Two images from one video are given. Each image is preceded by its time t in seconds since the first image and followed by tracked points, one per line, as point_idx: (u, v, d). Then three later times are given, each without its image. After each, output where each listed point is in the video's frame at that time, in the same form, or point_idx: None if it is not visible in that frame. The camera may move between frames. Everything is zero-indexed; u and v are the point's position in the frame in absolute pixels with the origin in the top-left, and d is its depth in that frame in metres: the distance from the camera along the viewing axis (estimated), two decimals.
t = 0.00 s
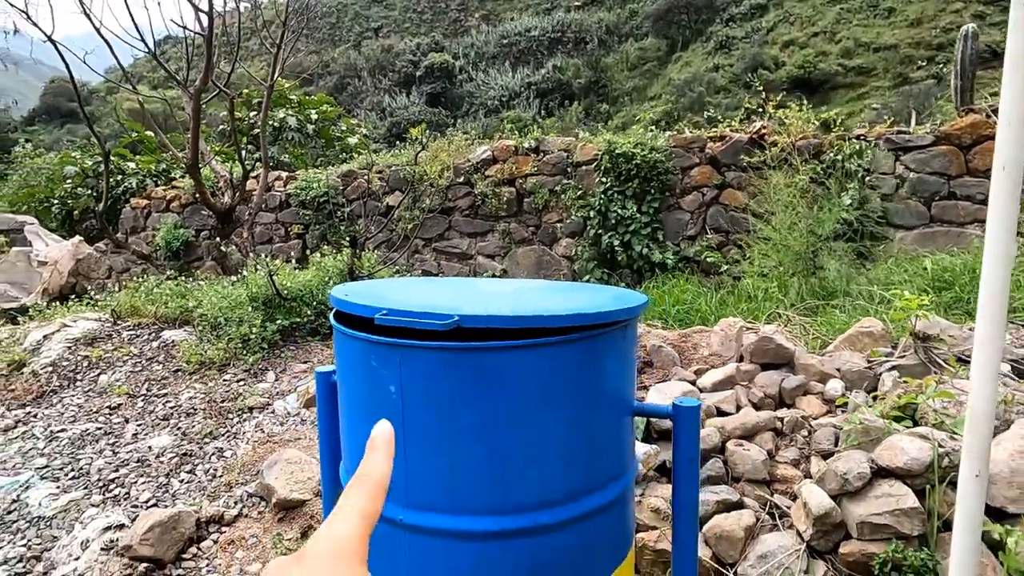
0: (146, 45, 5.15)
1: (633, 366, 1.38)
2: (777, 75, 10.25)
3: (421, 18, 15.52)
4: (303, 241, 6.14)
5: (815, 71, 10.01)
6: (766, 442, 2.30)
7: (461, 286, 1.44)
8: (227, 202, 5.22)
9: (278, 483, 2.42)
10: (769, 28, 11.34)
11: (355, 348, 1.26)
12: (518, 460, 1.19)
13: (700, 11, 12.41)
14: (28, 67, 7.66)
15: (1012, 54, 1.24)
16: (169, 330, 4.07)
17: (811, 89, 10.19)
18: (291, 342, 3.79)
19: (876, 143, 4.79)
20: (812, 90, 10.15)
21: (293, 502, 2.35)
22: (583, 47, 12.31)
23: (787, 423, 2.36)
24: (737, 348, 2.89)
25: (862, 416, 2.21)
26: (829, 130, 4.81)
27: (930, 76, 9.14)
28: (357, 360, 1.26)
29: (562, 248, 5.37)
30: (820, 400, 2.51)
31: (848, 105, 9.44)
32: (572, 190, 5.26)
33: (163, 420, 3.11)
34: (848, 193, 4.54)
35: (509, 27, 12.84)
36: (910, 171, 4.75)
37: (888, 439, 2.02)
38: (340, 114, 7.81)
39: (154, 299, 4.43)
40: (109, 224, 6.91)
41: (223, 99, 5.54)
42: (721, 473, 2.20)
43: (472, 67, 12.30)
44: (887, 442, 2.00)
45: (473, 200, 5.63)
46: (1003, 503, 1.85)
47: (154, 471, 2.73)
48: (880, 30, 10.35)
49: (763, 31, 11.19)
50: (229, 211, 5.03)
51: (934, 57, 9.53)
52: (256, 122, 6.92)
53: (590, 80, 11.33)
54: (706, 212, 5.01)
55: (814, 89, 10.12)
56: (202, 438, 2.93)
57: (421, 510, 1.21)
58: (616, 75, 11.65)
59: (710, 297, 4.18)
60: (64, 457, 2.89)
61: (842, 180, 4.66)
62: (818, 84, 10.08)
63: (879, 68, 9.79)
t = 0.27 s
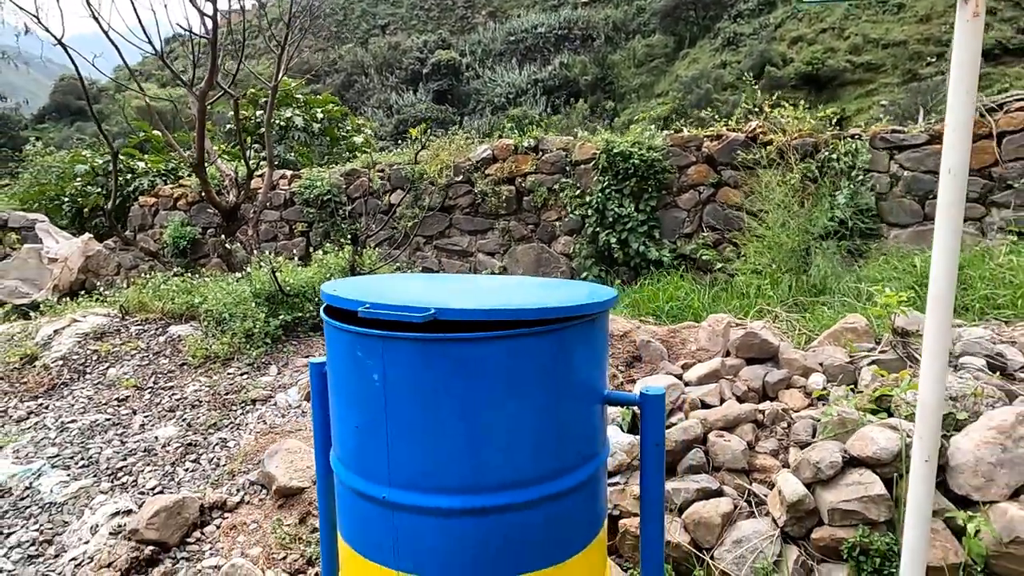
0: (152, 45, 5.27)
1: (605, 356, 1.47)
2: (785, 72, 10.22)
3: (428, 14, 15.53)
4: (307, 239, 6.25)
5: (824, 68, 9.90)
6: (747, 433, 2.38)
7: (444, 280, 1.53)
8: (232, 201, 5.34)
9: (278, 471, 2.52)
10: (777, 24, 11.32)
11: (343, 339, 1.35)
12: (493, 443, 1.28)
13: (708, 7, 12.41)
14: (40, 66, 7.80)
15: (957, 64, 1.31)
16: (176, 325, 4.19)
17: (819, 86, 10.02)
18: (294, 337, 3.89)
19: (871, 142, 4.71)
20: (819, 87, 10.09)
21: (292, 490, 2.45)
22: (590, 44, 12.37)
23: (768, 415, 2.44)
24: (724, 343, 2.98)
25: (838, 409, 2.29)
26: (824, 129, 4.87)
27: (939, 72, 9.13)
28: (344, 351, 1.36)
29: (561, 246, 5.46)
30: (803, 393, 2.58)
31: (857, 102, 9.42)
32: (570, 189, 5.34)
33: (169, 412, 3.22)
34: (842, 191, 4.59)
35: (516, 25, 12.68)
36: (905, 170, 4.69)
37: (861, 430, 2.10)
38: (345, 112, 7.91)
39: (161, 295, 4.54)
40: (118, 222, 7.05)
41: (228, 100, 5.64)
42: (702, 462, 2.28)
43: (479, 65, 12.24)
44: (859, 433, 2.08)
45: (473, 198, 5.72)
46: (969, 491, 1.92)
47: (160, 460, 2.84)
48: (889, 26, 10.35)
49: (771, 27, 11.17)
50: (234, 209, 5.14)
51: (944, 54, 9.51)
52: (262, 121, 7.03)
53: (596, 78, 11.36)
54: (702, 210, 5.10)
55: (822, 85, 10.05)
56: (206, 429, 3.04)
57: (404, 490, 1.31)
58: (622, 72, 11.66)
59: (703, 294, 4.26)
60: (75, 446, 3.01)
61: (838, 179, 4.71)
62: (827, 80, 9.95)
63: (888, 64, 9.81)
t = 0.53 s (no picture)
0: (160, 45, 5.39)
1: (584, 344, 1.56)
2: (792, 67, 10.20)
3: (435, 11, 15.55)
4: (312, 235, 6.36)
5: (832, 62, 9.88)
6: (731, 422, 2.47)
7: (433, 273, 1.62)
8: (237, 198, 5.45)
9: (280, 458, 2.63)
10: (784, 21, 11.32)
11: (336, 328, 1.45)
12: (475, 423, 1.37)
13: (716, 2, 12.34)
14: (51, 66, 7.94)
15: (913, 70, 1.40)
16: (183, 319, 4.30)
17: (827, 81, 10.02)
18: (297, 331, 3.99)
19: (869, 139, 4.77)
20: (827, 83, 10.03)
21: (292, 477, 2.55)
22: (597, 41, 12.39)
23: (752, 405, 2.53)
24: (713, 337, 3.07)
25: (819, 399, 2.37)
26: (821, 127, 4.93)
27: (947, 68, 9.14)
28: (336, 339, 1.45)
29: (560, 243, 5.55)
30: (788, 385, 2.66)
31: (865, 98, 9.40)
32: (569, 186, 5.43)
33: (176, 402, 3.33)
34: (836, 188, 4.65)
35: (522, 22, 12.82)
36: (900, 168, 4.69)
37: (838, 419, 2.19)
38: (351, 111, 8.01)
39: (169, 290, 4.66)
40: (127, 219, 7.18)
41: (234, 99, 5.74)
42: (687, 450, 2.36)
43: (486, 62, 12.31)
44: (836, 421, 2.17)
45: (474, 195, 5.81)
46: (939, 477, 1.99)
47: (167, 448, 2.95)
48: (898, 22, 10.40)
49: (778, 24, 11.16)
50: (240, 206, 5.25)
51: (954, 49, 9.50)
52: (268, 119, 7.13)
53: (603, 74, 11.39)
54: (699, 207, 5.17)
55: (829, 82, 10.04)
56: (212, 419, 3.15)
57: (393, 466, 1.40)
58: (629, 69, 11.67)
59: (698, 289, 4.34)
60: (85, 435, 3.12)
61: (833, 176, 4.77)
62: (834, 76, 9.94)
63: (896, 60, 9.86)
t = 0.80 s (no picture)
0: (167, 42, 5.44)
1: (578, 335, 1.58)
2: (798, 63, 10.17)
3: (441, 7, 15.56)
4: (316, 231, 6.40)
5: (838, 58, 9.88)
6: (728, 415, 2.48)
7: (429, 265, 1.64)
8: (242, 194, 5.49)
9: (283, 450, 2.66)
10: (791, 16, 11.27)
11: (333, 319, 1.47)
12: (469, 413, 1.40)
13: None
14: (58, 62, 7.99)
15: (904, 65, 1.41)
16: (188, 314, 4.34)
17: (833, 77, 10.02)
18: (300, 325, 4.02)
19: (872, 135, 4.78)
20: (833, 79, 10.02)
21: (294, 468, 2.59)
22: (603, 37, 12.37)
23: (749, 399, 2.54)
24: (712, 331, 3.09)
25: (815, 393, 2.39)
26: (823, 123, 4.93)
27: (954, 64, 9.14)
28: (333, 330, 1.47)
29: (563, 238, 5.57)
30: (785, 378, 2.67)
31: (871, 94, 9.39)
32: (572, 182, 5.45)
33: (180, 395, 3.37)
34: (839, 184, 4.65)
35: (528, 18, 12.79)
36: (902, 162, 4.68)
37: (834, 412, 2.20)
38: (355, 107, 8.04)
39: (175, 285, 4.70)
40: (133, 214, 7.23)
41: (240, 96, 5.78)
42: (684, 442, 2.38)
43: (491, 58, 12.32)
44: (832, 414, 2.18)
45: (477, 191, 5.83)
46: (933, 469, 2.00)
47: (172, 440, 2.99)
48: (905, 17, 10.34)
49: (785, 19, 11.11)
50: (244, 202, 5.28)
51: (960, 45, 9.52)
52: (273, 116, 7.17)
53: (609, 70, 11.37)
54: (702, 203, 5.18)
55: (836, 78, 10.03)
56: (216, 411, 3.19)
57: (388, 455, 1.43)
58: (635, 65, 11.66)
59: (699, 284, 4.35)
60: (91, 427, 3.16)
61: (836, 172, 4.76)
62: (841, 72, 9.97)
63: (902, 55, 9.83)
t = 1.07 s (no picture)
0: (175, 42, 5.46)
1: (585, 341, 1.56)
2: (807, 60, 10.09)
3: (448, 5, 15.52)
4: (323, 230, 6.40)
5: (847, 55, 9.79)
6: (737, 420, 2.47)
7: (436, 270, 1.63)
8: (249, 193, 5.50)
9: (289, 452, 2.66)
10: (800, 13, 11.18)
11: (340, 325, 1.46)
12: (476, 420, 1.38)
13: None
14: (67, 60, 8.01)
15: (918, 68, 1.38)
16: (195, 314, 4.35)
17: (842, 73, 9.93)
18: (307, 325, 4.02)
19: (882, 134, 4.74)
20: (843, 76, 9.94)
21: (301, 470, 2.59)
22: (611, 34, 12.30)
23: (758, 403, 2.52)
24: (720, 334, 3.07)
25: (825, 398, 2.37)
26: (833, 122, 4.89)
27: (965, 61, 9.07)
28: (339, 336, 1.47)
29: (570, 238, 5.55)
30: (794, 382, 2.65)
31: (881, 91, 9.32)
32: (579, 181, 5.43)
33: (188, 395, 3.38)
34: (849, 183, 4.61)
35: (536, 15, 12.71)
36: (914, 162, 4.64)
37: (844, 417, 2.18)
38: (362, 105, 8.04)
39: (182, 284, 4.71)
40: (141, 213, 7.26)
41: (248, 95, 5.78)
42: (692, 447, 2.36)
43: (498, 56, 12.29)
44: (841, 419, 2.16)
45: (484, 190, 5.81)
46: (945, 476, 1.98)
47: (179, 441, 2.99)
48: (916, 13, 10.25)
49: (793, 16, 11.02)
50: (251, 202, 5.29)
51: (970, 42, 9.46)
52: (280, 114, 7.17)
53: (616, 68, 11.31)
54: (710, 203, 5.15)
55: (847, 75, 9.95)
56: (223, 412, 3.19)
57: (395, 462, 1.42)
58: (643, 62, 11.60)
59: (707, 285, 4.33)
60: (99, 427, 3.17)
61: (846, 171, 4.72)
62: (851, 69, 9.88)
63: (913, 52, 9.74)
